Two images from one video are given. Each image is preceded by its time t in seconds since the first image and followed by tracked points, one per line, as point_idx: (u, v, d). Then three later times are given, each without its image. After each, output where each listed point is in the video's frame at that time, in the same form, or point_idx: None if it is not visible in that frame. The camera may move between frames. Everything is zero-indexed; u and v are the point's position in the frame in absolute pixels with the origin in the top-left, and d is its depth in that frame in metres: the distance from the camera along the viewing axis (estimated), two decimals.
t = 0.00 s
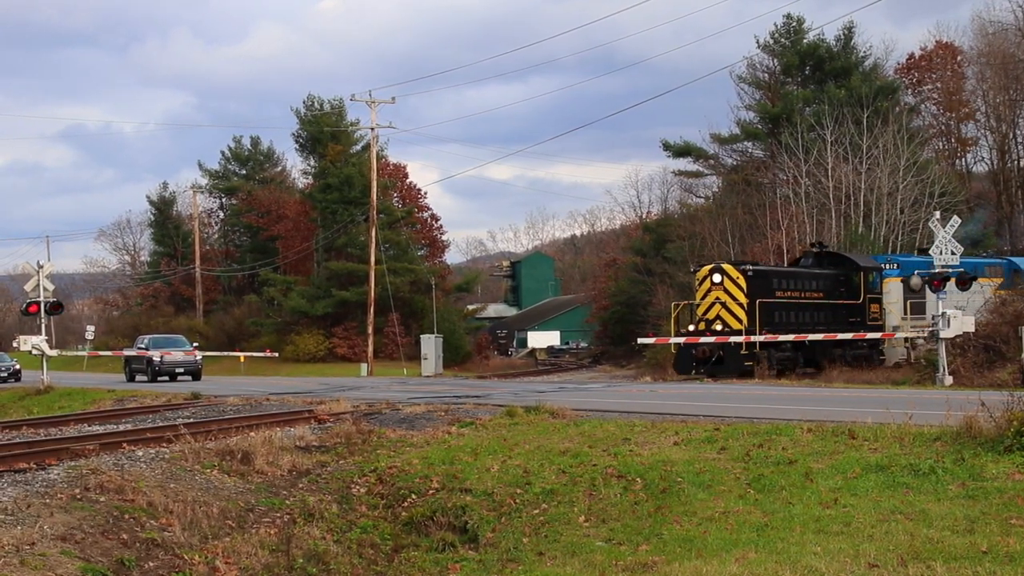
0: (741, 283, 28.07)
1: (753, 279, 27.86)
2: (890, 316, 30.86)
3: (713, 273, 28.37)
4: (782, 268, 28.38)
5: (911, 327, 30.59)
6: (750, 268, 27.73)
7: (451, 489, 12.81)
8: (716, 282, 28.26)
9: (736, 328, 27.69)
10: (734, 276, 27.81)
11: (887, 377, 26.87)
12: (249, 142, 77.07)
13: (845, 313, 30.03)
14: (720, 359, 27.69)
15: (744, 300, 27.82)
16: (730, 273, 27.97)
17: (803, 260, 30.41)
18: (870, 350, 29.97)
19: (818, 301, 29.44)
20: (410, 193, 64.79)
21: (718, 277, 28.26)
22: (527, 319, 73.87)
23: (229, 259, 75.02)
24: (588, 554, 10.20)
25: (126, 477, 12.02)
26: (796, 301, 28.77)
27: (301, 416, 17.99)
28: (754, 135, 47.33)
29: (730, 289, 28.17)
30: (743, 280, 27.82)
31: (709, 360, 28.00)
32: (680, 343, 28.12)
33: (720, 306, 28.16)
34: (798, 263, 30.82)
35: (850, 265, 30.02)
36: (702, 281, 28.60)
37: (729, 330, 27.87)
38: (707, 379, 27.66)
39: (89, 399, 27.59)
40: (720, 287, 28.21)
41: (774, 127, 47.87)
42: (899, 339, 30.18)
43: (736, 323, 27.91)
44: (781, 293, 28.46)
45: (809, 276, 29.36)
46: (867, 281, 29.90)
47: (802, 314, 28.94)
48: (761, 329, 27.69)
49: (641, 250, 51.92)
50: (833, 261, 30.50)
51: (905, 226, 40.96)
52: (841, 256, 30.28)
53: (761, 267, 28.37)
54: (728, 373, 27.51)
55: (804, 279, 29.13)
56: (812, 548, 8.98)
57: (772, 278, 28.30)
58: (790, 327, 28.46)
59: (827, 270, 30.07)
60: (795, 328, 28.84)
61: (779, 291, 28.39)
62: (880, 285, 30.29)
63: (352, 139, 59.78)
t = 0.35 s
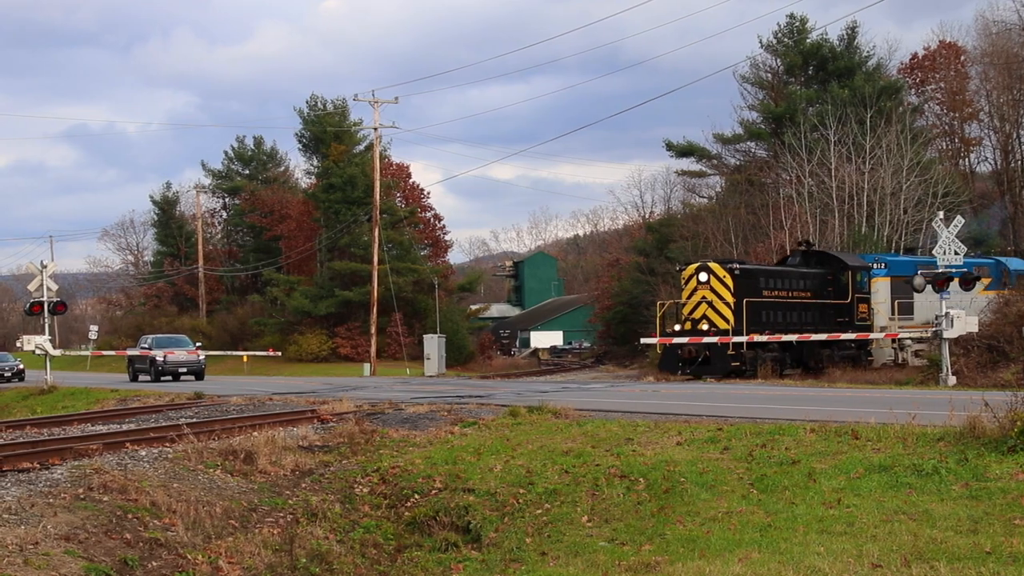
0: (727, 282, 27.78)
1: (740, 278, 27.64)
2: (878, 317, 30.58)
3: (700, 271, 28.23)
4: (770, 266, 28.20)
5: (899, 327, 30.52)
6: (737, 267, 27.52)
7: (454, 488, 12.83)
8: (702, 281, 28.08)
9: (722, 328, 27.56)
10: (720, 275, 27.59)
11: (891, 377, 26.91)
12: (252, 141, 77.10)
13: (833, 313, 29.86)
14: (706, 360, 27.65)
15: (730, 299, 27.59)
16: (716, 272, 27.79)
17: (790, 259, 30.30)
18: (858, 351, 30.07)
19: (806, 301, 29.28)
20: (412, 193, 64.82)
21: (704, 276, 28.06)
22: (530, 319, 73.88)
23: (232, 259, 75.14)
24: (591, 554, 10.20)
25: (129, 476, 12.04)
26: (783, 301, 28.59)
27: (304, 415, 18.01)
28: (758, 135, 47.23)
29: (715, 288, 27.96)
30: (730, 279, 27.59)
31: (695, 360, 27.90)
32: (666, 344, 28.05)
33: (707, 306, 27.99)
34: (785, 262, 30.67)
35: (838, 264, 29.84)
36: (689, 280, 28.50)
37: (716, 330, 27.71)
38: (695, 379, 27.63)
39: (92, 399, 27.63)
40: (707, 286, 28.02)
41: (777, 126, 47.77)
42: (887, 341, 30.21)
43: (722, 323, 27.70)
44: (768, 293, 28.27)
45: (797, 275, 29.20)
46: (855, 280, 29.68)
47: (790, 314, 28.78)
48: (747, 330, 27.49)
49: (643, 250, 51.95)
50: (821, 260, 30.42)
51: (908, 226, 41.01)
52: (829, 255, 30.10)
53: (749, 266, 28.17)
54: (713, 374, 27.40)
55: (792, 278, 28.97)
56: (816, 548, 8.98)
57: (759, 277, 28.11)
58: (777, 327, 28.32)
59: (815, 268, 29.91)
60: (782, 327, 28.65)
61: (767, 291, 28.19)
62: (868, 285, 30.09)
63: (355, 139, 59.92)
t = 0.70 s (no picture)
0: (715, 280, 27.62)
1: (727, 277, 27.53)
2: (866, 317, 30.22)
3: (687, 270, 28.04)
4: (757, 265, 28.02)
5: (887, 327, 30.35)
6: (724, 265, 27.42)
7: (458, 488, 12.83)
8: (689, 280, 27.90)
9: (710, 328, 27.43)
10: (707, 274, 27.40)
11: (895, 377, 26.88)
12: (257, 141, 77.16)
13: (821, 312, 29.60)
14: (693, 360, 27.45)
15: (717, 298, 27.49)
16: (703, 270, 27.59)
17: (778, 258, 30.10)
18: (845, 351, 29.93)
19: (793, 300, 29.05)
20: (416, 193, 64.84)
21: (691, 275, 27.88)
22: (533, 319, 73.88)
23: (235, 259, 75.28)
24: (595, 554, 10.19)
25: (134, 476, 12.07)
26: (770, 300, 28.41)
27: (308, 415, 18.04)
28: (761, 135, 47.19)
29: (702, 287, 27.80)
30: (717, 278, 27.47)
31: (683, 361, 27.73)
32: (653, 343, 27.89)
33: (693, 305, 27.85)
34: (773, 261, 30.46)
35: (826, 263, 29.64)
36: (676, 279, 28.41)
37: (702, 329, 27.61)
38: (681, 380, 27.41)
39: (96, 399, 27.69)
40: (694, 285, 27.87)
41: (781, 126, 47.70)
42: (877, 341, 30.17)
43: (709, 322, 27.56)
44: (756, 292, 28.09)
45: (785, 274, 28.99)
46: (843, 280, 29.49)
47: (777, 314, 28.59)
48: (735, 329, 27.38)
49: (647, 250, 52.17)
50: (809, 260, 30.23)
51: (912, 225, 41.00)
52: (817, 254, 29.91)
53: (736, 264, 28.02)
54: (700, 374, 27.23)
55: (779, 277, 28.79)
56: (820, 548, 8.97)
57: (746, 276, 27.96)
58: (764, 326, 28.15)
59: (803, 267, 29.70)
60: (770, 327, 28.50)
61: (754, 290, 28.00)
62: (857, 284, 29.91)
63: (358, 139, 60.07)
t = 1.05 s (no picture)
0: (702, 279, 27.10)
1: (714, 276, 26.97)
2: (855, 317, 29.87)
3: (674, 268, 27.49)
4: (744, 264, 27.52)
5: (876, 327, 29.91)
6: (711, 264, 26.84)
7: (462, 488, 12.83)
8: (676, 279, 27.40)
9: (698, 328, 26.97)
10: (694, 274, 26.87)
11: (899, 377, 26.79)
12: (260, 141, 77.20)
13: (810, 312, 29.22)
14: (680, 361, 27.05)
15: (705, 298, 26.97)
16: (691, 270, 27.02)
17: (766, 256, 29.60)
18: (834, 351, 29.40)
19: (781, 300, 28.59)
20: (420, 192, 64.88)
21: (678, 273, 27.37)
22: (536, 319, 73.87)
23: (240, 259, 75.49)
24: (599, 554, 10.19)
25: (138, 476, 12.09)
26: (758, 299, 27.94)
27: (313, 415, 18.08)
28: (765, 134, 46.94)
29: (690, 286, 27.30)
30: (704, 276, 26.94)
31: (671, 361, 27.30)
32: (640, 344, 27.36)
33: (681, 304, 27.35)
34: (761, 260, 30.01)
35: (815, 262, 29.25)
36: (663, 277, 27.88)
37: (690, 329, 27.19)
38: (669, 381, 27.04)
39: (101, 398, 27.78)
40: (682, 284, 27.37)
41: (785, 126, 47.57)
42: (865, 342, 29.64)
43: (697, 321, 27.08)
44: (743, 291, 27.59)
45: (773, 273, 28.49)
46: (833, 279, 29.10)
47: (765, 313, 28.14)
48: (723, 329, 26.95)
49: (651, 250, 51.79)
50: (797, 258, 29.78)
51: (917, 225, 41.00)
52: (805, 253, 29.50)
53: (724, 263, 27.49)
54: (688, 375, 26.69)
55: (767, 276, 28.28)
56: (824, 547, 8.96)
57: (734, 275, 27.44)
58: (752, 326, 27.72)
59: (792, 266, 29.25)
60: (758, 327, 28.04)
61: (742, 289, 27.51)
62: (846, 284, 29.50)
63: (362, 139, 60.12)
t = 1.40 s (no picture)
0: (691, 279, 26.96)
1: (703, 275, 26.94)
2: (845, 317, 29.54)
3: (662, 267, 27.27)
4: (734, 263, 27.54)
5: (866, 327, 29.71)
6: (700, 263, 26.82)
7: (467, 488, 12.83)
8: (664, 278, 27.17)
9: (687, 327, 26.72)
10: (684, 272, 26.73)
11: (904, 377, 26.79)
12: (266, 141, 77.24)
13: (799, 312, 29.29)
14: (669, 362, 26.75)
15: (695, 297, 26.84)
16: (680, 268, 26.89)
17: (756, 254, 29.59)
18: (824, 352, 29.30)
19: (771, 299, 28.62)
20: (425, 192, 64.92)
21: (666, 272, 27.15)
22: (542, 318, 73.74)
23: (245, 259, 75.60)
24: (604, 554, 10.18)
25: (143, 475, 12.10)
26: (747, 299, 27.98)
27: (318, 414, 18.13)
28: (770, 135, 46.87)
29: (678, 285, 27.09)
30: (693, 275, 26.85)
31: (658, 362, 26.97)
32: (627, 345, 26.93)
33: (668, 304, 27.05)
34: (750, 259, 30.01)
35: (804, 261, 29.26)
36: (651, 276, 27.58)
37: (679, 329, 26.88)
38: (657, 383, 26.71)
39: (106, 397, 27.92)
40: (670, 283, 27.14)
41: (790, 126, 47.23)
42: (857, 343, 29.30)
43: (686, 321, 26.85)
44: (732, 291, 27.63)
45: (762, 273, 28.50)
46: (822, 278, 28.90)
47: (754, 313, 28.20)
48: (711, 329, 26.84)
49: (655, 250, 51.86)
50: (787, 256, 29.84)
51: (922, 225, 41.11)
52: (794, 252, 29.52)
53: (713, 262, 27.51)
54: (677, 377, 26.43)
55: (757, 275, 28.28)
56: (829, 548, 8.95)
57: (723, 275, 27.47)
58: (741, 326, 27.80)
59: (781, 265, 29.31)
60: (747, 327, 28.13)
61: (731, 288, 27.53)
62: (835, 283, 29.27)
63: (367, 139, 60.26)
